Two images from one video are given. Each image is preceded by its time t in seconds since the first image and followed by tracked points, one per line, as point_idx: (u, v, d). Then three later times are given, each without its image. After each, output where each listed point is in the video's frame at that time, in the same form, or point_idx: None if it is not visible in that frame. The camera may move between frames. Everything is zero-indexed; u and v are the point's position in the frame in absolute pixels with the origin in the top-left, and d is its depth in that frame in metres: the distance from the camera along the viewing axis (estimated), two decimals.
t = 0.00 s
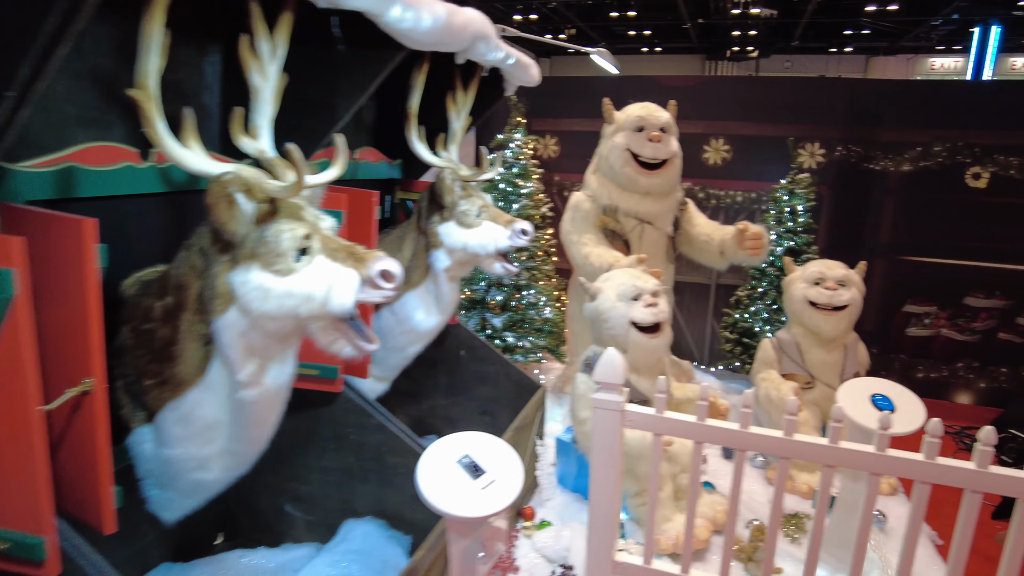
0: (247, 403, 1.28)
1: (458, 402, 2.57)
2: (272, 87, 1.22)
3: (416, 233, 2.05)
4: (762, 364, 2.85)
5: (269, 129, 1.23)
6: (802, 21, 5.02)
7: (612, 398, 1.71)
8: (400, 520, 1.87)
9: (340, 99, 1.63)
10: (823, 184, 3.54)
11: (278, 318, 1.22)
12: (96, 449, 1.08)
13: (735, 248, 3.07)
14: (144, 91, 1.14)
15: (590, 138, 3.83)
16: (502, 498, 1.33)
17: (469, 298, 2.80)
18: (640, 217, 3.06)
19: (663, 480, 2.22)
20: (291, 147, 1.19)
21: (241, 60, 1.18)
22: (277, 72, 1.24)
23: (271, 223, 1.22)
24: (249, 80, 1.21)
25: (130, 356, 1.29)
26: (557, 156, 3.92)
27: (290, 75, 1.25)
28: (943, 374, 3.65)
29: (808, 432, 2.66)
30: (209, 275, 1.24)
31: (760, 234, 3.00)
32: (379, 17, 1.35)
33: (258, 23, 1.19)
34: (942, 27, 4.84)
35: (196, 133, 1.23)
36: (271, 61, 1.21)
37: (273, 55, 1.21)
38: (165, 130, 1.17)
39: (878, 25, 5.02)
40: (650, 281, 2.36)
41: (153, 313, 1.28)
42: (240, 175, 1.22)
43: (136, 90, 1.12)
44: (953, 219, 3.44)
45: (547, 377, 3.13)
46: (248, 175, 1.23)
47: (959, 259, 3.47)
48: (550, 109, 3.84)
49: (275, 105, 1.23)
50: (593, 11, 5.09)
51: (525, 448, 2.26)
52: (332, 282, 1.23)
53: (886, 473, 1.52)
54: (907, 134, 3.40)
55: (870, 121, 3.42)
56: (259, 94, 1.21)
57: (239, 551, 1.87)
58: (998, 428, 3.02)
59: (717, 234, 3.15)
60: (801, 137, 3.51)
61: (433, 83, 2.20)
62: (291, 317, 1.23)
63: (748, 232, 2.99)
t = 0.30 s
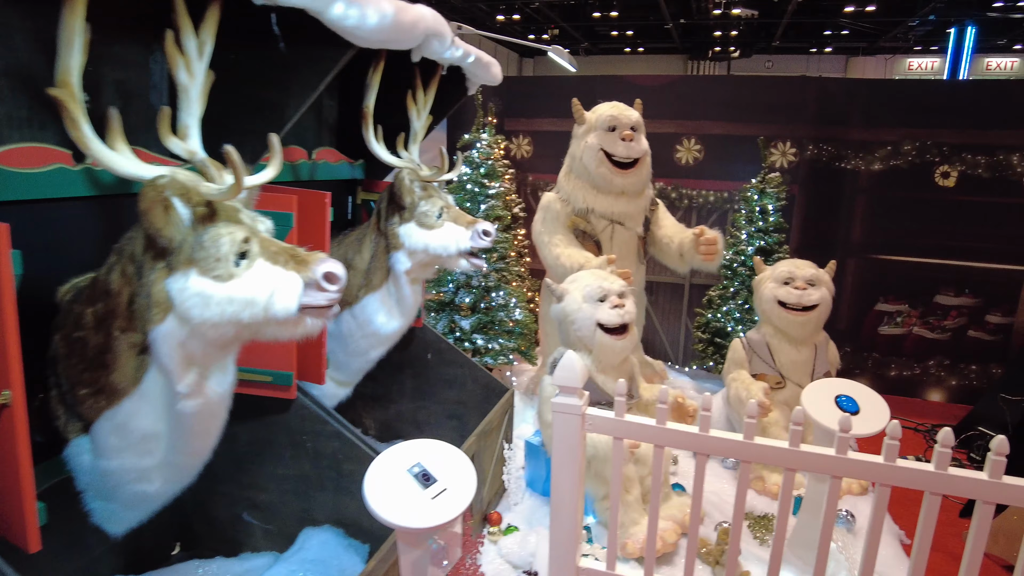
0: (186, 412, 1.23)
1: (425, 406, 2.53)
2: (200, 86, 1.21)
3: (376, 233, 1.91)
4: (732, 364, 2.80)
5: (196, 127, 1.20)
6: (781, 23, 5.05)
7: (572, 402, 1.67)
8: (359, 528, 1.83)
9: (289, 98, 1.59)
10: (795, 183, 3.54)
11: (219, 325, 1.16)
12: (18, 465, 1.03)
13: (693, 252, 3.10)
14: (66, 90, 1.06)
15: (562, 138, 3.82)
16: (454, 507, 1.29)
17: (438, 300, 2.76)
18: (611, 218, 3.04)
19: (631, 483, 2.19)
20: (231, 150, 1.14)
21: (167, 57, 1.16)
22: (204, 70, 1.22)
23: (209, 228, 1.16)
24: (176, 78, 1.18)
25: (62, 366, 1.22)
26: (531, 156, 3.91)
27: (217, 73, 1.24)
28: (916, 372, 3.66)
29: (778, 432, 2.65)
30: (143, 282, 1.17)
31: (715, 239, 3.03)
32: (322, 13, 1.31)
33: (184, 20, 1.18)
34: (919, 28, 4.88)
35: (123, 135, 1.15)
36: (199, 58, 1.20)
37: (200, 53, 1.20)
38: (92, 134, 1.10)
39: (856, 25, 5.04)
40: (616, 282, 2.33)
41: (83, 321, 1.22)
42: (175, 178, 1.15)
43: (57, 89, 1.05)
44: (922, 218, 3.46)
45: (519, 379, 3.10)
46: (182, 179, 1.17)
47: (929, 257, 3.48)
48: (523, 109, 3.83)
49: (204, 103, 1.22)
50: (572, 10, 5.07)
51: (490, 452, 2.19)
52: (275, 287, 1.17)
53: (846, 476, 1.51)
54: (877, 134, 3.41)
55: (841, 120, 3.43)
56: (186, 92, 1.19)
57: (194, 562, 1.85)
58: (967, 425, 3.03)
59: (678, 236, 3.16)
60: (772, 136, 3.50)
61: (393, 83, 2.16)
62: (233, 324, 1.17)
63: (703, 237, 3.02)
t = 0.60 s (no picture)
0: (147, 419, 1.19)
1: (410, 409, 2.48)
2: (157, 81, 1.18)
3: (355, 233, 1.82)
4: (723, 367, 2.76)
5: (153, 122, 1.19)
6: (774, 23, 5.04)
7: (555, 407, 1.61)
8: (337, 536, 1.78)
9: (262, 94, 1.54)
10: (786, 183, 3.51)
11: (182, 330, 1.11)
12: None
13: (669, 256, 3.07)
14: (11, 83, 1.01)
15: (552, 138, 3.78)
16: (428, 516, 1.24)
17: (424, 302, 2.69)
18: (600, 218, 3.01)
19: (617, 487, 2.16)
20: (192, 147, 1.09)
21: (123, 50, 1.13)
22: (161, 65, 1.20)
23: (169, 228, 1.12)
24: (131, 72, 1.15)
25: (15, 371, 1.17)
26: (520, 156, 3.87)
27: (173, 67, 1.22)
28: (909, 373, 3.63)
29: (769, 435, 2.60)
30: (100, 286, 1.12)
31: (690, 244, 2.99)
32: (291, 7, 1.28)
33: (138, 12, 1.15)
34: (912, 29, 4.85)
35: (75, 131, 1.10)
36: (154, 52, 1.17)
37: (155, 46, 1.17)
38: (40, 130, 1.05)
39: (851, 26, 5.02)
40: (603, 283, 2.29)
41: (38, 323, 1.17)
42: (132, 175, 1.11)
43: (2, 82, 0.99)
44: (915, 218, 3.43)
45: (508, 382, 3.05)
46: (141, 177, 1.12)
47: (922, 258, 3.45)
48: (512, 108, 3.79)
49: (161, 99, 1.20)
50: (566, 11, 5.04)
51: (474, 457, 2.14)
52: (240, 289, 1.13)
53: (834, 482, 1.46)
54: (868, 134, 3.38)
55: (832, 120, 3.40)
56: (143, 87, 1.17)
57: (170, 571, 1.80)
58: (960, 427, 3.00)
59: (659, 238, 3.13)
60: (763, 135, 3.47)
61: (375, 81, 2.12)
62: (197, 329, 1.13)
63: (676, 241, 2.99)
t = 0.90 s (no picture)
0: (113, 426, 1.13)
1: (398, 413, 2.43)
2: (117, 74, 1.13)
3: (330, 232, 1.74)
4: (719, 367, 2.72)
5: (114, 117, 1.14)
6: (769, 22, 5.00)
7: (541, 411, 1.55)
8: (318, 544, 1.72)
9: (237, 89, 1.49)
10: (782, 181, 3.46)
11: (149, 334, 1.04)
12: None
13: (654, 257, 3.02)
14: None
15: (544, 136, 3.73)
16: (406, 526, 1.19)
17: (413, 302, 2.64)
18: (592, 217, 2.96)
19: (608, 492, 2.10)
20: (155, 142, 1.02)
21: (80, 40, 1.07)
22: (120, 56, 1.14)
23: (132, 227, 1.05)
24: (89, 63, 1.10)
25: None
26: (513, 154, 3.82)
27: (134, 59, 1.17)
28: (907, 374, 3.58)
29: (764, 438, 2.55)
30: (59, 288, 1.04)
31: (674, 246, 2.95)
32: None
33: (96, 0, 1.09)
34: (908, 28, 4.80)
35: (27, 124, 1.02)
36: (114, 43, 1.12)
37: (115, 37, 1.12)
38: None
39: (847, 25, 4.98)
40: (595, 282, 2.25)
41: None
42: (93, 172, 1.03)
43: None
44: (913, 216, 3.38)
45: (499, 384, 2.99)
46: (102, 173, 1.05)
47: (920, 256, 3.41)
48: (504, 106, 3.74)
49: (121, 93, 1.15)
50: (564, 11, 5.01)
51: (462, 462, 2.09)
52: (208, 289, 1.07)
53: (829, 489, 1.41)
54: (864, 131, 3.34)
55: (828, 117, 3.35)
56: (103, 80, 1.11)
57: None
58: (958, 429, 2.95)
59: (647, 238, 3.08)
60: (758, 133, 3.42)
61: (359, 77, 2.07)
62: (164, 332, 1.05)
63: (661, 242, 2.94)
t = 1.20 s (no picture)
0: (62, 445, 1.04)
1: (383, 420, 2.37)
2: (67, 67, 1.05)
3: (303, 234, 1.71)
4: (713, 371, 2.64)
5: (66, 114, 1.06)
6: (764, 19, 4.94)
7: (527, 421, 1.48)
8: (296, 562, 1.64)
9: (204, 85, 1.38)
10: (778, 179, 3.39)
11: (98, 346, 0.96)
12: None
13: (641, 259, 2.94)
14: None
15: (535, 134, 3.66)
16: (382, 547, 1.12)
17: (399, 305, 2.54)
18: (583, 216, 2.90)
19: (599, 502, 2.04)
20: (100, 138, 0.93)
21: (26, 28, 0.99)
22: (71, 48, 1.06)
23: (79, 231, 0.96)
24: (36, 54, 1.01)
25: None
26: (504, 153, 3.74)
27: (87, 51, 1.08)
28: (904, 375, 3.52)
29: (760, 443, 2.49)
30: None
31: (662, 247, 2.87)
32: None
33: None
34: (902, 27, 4.76)
35: None
36: (64, 33, 1.04)
37: (65, 26, 1.04)
38: None
39: (841, 24, 4.92)
40: (587, 284, 2.18)
41: None
42: (31, 171, 0.94)
43: None
44: (910, 215, 3.32)
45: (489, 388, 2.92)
46: (44, 172, 0.96)
47: (917, 256, 3.35)
48: (494, 103, 3.67)
49: (72, 87, 1.07)
50: (558, 10, 4.95)
51: (448, 472, 2.01)
52: (163, 297, 0.99)
53: (829, 503, 1.34)
54: (860, 128, 3.27)
55: (823, 114, 3.29)
56: (53, 73, 1.03)
57: None
58: (958, 431, 2.89)
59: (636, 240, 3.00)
60: (752, 131, 3.36)
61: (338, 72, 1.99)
62: (115, 345, 0.97)
63: (649, 243, 2.86)
